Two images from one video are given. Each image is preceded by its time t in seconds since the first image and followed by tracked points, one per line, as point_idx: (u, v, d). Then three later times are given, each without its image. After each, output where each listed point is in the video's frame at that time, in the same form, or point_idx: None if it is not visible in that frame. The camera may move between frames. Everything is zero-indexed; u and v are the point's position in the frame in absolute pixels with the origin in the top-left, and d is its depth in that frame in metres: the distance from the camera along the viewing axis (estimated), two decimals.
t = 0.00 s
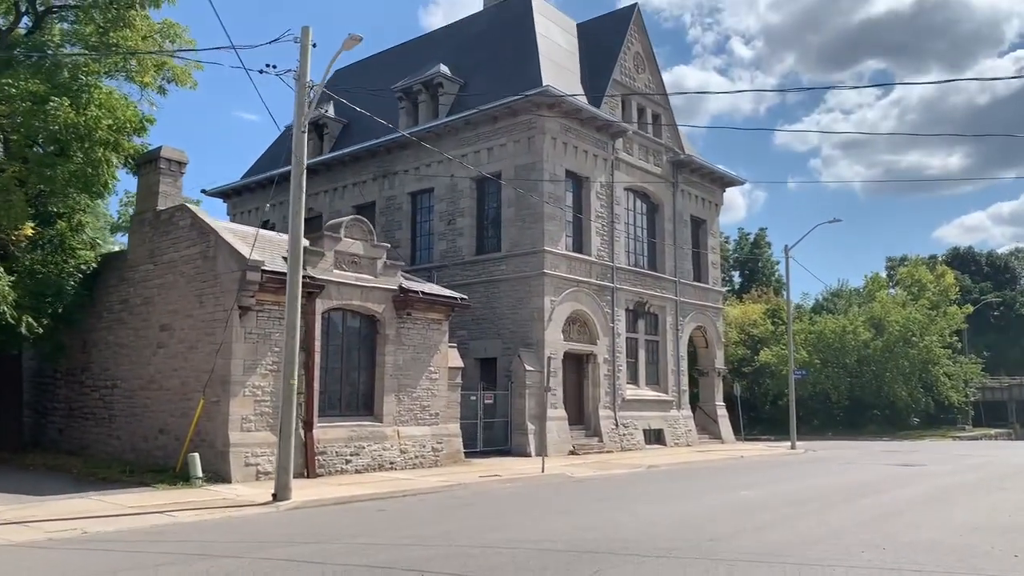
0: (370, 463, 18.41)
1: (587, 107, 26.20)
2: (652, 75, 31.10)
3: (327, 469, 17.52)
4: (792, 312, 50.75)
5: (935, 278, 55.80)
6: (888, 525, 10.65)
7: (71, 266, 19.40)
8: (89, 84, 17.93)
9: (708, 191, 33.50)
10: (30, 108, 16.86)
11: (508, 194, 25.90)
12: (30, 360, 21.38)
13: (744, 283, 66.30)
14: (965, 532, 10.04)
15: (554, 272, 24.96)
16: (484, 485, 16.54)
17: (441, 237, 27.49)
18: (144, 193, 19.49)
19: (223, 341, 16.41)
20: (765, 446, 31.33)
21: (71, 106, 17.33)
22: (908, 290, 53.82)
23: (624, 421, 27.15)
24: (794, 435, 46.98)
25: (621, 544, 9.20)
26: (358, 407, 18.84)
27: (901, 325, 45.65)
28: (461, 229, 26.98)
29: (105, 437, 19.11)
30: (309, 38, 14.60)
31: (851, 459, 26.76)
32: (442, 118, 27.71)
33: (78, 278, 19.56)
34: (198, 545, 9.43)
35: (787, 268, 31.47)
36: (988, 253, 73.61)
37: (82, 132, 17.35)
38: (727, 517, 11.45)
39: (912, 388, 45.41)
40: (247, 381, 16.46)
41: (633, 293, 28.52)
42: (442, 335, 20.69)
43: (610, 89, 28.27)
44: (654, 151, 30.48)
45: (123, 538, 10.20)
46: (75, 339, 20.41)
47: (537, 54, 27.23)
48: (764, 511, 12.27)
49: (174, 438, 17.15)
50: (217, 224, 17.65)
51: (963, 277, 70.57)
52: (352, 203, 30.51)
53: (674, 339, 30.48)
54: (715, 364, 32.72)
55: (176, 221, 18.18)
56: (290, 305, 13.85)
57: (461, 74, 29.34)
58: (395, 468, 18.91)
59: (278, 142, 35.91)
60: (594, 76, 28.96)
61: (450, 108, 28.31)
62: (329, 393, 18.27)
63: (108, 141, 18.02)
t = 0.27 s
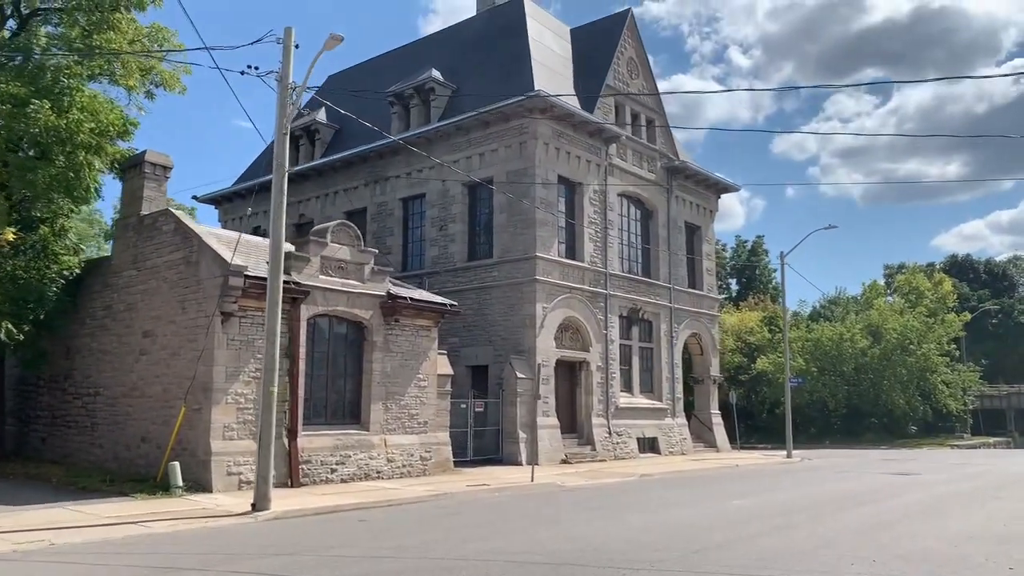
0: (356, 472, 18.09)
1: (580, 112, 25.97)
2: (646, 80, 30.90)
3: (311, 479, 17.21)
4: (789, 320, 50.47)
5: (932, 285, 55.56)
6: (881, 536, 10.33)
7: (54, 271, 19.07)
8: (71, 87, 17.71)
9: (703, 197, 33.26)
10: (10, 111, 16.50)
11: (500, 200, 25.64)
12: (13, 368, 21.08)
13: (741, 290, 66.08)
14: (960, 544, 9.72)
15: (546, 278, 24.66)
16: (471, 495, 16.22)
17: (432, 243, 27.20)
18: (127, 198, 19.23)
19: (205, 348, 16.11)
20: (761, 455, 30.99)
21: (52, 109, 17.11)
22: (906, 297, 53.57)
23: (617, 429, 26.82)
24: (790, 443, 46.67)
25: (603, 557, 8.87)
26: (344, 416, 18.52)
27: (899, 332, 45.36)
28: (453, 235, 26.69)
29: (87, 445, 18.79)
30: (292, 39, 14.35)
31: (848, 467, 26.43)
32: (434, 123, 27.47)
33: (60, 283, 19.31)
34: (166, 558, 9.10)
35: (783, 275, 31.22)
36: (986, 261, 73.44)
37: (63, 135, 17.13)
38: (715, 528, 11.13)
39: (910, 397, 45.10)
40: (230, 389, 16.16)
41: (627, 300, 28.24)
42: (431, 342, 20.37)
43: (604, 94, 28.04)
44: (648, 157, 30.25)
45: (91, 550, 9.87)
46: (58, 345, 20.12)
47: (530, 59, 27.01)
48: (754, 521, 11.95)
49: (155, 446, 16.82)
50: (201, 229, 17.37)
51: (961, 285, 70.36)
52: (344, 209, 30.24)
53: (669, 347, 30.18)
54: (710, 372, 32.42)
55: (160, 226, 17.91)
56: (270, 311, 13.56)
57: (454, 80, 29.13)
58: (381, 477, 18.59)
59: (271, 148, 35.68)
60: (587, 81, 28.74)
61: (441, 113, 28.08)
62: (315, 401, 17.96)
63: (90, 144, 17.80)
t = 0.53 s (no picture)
0: (334, 479, 17.81)
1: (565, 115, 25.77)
2: (632, 84, 30.76)
3: (288, 485, 16.92)
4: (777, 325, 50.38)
5: (920, 290, 55.62)
6: (862, 544, 10.12)
7: (27, 275, 18.66)
8: (44, 86, 17.47)
9: (689, 201, 33.13)
10: None
11: (484, 203, 25.39)
12: None
13: (729, 296, 66.04)
14: (942, 552, 9.52)
15: (530, 282, 24.41)
16: (450, 502, 15.93)
17: (416, 246, 26.91)
18: (103, 200, 18.87)
19: (179, 352, 15.78)
20: (747, 460, 30.80)
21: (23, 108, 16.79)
22: (893, 303, 53.58)
23: (603, 434, 26.57)
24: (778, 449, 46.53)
25: (576, 567, 8.61)
26: (323, 422, 18.24)
27: (886, 337, 45.33)
28: (437, 238, 26.41)
29: (60, 451, 18.40)
30: (267, 37, 14.06)
31: (834, 473, 26.26)
32: (418, 126, 27.22)
33: (34, 287, 18.88)
34: (125, 569, 8.79)
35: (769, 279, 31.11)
36: (973, 267, 73.67)
37: (35, 135, 16.78)
38: (694, 536, 10.88)
39: (897, 402, 45.06)
40: (204, 394, 15.84)
41: (612, 304, 28.03)
42: (413, 346, 20.07)
43: (589, 98, 27.87)
44: (634, 160, 30.09)
45: (49, 560, 9.54)
46: (32, 350, 19.74)
47: (515, 62, 26.81)
48: (735, 529, 11.72)
49: (128, 452, 16.48)
50: (176, 231, 17.05)
51: (948, 291, 70.54)
52: (328, 213, 29.93)
53: (655, 352, 29.99)
54: (697, 377, 32.23)
55: (135, 227, 17.57)
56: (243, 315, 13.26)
57: (439, 82, 28.90)
58: (360, 484, 18.28)
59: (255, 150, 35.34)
60: (572, 84, 28.56)
61: (426, 116, 27.82)
62: (292, 407, 17.66)
63: (63, 144, 17.33)
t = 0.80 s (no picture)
0: (313, 481, 17.47)
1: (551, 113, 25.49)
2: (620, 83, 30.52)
3: (264, 488, 16.57)
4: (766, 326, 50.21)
5: (909, 292, 55.58)
6: (846, 549, 9.86)
7: None
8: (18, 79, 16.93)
9: (678, 202, 32.92)
10: None
11: (469, 202, 25.09)
12: None
13: (719, 297, 65.93)
14: (927, 556, 9.27)
15: (516, 282, 24.11)
16: (430, 505, 15.62)
17: (401, 245, 26.54)
18: (77, 196, 18.48)
19: (152, 351, 15.42)
20: (735, 462, 30.58)
21: None
22: (882, 304, 53.51)
23: (589, 436, 26.28)
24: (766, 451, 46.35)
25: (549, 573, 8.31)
26: (301, 423, 17.91)
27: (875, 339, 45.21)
28: (422, 237, 26.06)
29: (32, 453, 17.97)
30: (241, 29, 13.72)
31: (821, 475, 26.05)
32: (402, 123, 26.88)
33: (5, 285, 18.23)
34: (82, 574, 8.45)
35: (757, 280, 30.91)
36: (962, 269, 73.85)
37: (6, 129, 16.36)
38: (675, 540, 10.60)
39: (886, 403, 44.96)
40: (178, 394, 15.48)
41: (599, 304, 27.77)
42: (394, 346, 19.75)
43: (576, 96, 27.61)
44: (622, 160, 29.84)
45: (4, 566, 9.18)
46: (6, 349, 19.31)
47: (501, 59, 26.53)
48: (717, 532, 11.45)
49: (100, 454, 16.09)
50: (151, 227, 16.68)
51: (937, 293, 70.63)
52: (312, 211, 29.56)
53: (642, 352, 29.74)
54: (684, 378, 32.00)
55: (109, 224, 17.19)
56: (215, 313, 12.92)
57: (424, 80, 28.56)
58: (339, 486, 17.95)
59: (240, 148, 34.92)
60: (559, 82, 28.31)
61: (411, 114, 27.48)
62: (269, 408, 17.33)
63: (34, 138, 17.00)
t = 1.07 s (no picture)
0: (294, 484, 17.20)
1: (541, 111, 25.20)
2: (611, 82, 30.26)
3: (244, 491, 16.27)
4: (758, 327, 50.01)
5: (902, 293, 55.46)
6: (834, 555, 9.61)
7: None
8: None
9: (669, 201, 32.70)
10: None
11: (457, 201, 24.79)
12: None
13: (712, 298, 65.76)
14: (916, 563, 9.02)
15: (504, 282, 23.81)
16: (413, 509, 15.32)
17: (388, 245, 26.20)
18: (55, 193, 18.13)
19: (129, 352, 15.10)
20: (726, 463, 30.33)
21: None
22: (875, 305, 53.37)
23: (578, 438, 26.00)
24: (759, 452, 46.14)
25: None
26: (283, 425, 17.65)
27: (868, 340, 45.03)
28: (409, 237, 25.71)
29: (8, 456, 17.60)
30: (218, 23, 13.41)
31: (813, 477, 25.81)
32: (390, 121, 26.54)
33: None
34: None
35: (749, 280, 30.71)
36: (955, 270, 73.83)
37: None
38: (658, 546, 10.32)
39: (879, 405, 44.80)
40: (155, 396, 15.16)
41: (589, 305, 27.50)
42: (379, 347, 19.45)
43: (566, 94, 27.35)
44: (613, 159, 29.60)
45: None
46: None
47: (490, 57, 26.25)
48: (702, 538, 11.20)
49: (77, 456, 15.76)
50: (129, 225, 16.37)
51: (930, 294, 70.60)
52: (299, 210, 29.23)
53: (632, 353, 29.49)
54: (675, 379, 31.76)
55: (86, 222, 16.87)
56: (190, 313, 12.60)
57: (413, 78, 28.22)
58: (322, 489, 17.67)
59: (227, 147, 34.55)
60: (549, 81, 28.03)
61: (399, 112, 27.14)
62: (250, 410, 17.05)
63: (11, 135, 16.81)
